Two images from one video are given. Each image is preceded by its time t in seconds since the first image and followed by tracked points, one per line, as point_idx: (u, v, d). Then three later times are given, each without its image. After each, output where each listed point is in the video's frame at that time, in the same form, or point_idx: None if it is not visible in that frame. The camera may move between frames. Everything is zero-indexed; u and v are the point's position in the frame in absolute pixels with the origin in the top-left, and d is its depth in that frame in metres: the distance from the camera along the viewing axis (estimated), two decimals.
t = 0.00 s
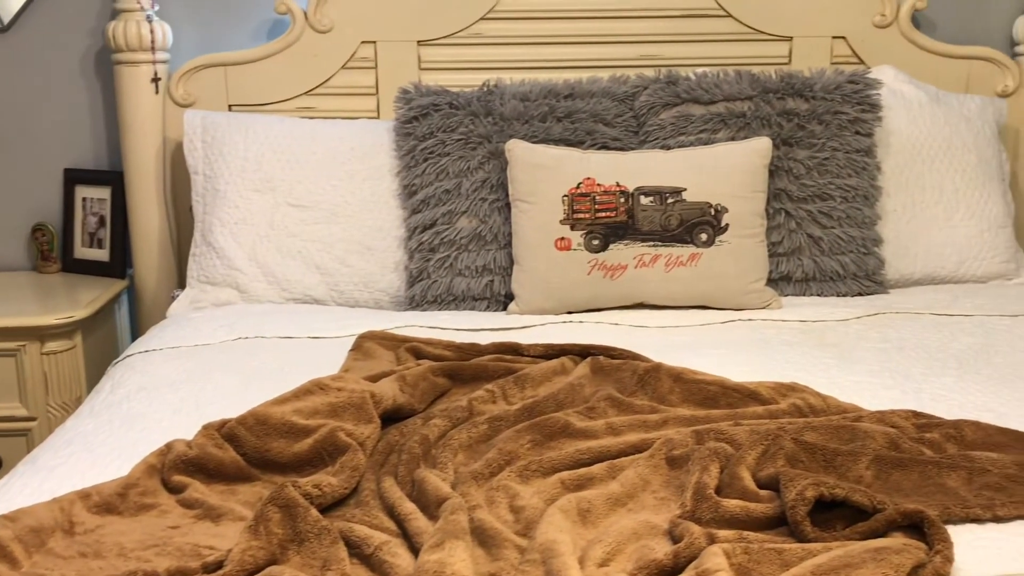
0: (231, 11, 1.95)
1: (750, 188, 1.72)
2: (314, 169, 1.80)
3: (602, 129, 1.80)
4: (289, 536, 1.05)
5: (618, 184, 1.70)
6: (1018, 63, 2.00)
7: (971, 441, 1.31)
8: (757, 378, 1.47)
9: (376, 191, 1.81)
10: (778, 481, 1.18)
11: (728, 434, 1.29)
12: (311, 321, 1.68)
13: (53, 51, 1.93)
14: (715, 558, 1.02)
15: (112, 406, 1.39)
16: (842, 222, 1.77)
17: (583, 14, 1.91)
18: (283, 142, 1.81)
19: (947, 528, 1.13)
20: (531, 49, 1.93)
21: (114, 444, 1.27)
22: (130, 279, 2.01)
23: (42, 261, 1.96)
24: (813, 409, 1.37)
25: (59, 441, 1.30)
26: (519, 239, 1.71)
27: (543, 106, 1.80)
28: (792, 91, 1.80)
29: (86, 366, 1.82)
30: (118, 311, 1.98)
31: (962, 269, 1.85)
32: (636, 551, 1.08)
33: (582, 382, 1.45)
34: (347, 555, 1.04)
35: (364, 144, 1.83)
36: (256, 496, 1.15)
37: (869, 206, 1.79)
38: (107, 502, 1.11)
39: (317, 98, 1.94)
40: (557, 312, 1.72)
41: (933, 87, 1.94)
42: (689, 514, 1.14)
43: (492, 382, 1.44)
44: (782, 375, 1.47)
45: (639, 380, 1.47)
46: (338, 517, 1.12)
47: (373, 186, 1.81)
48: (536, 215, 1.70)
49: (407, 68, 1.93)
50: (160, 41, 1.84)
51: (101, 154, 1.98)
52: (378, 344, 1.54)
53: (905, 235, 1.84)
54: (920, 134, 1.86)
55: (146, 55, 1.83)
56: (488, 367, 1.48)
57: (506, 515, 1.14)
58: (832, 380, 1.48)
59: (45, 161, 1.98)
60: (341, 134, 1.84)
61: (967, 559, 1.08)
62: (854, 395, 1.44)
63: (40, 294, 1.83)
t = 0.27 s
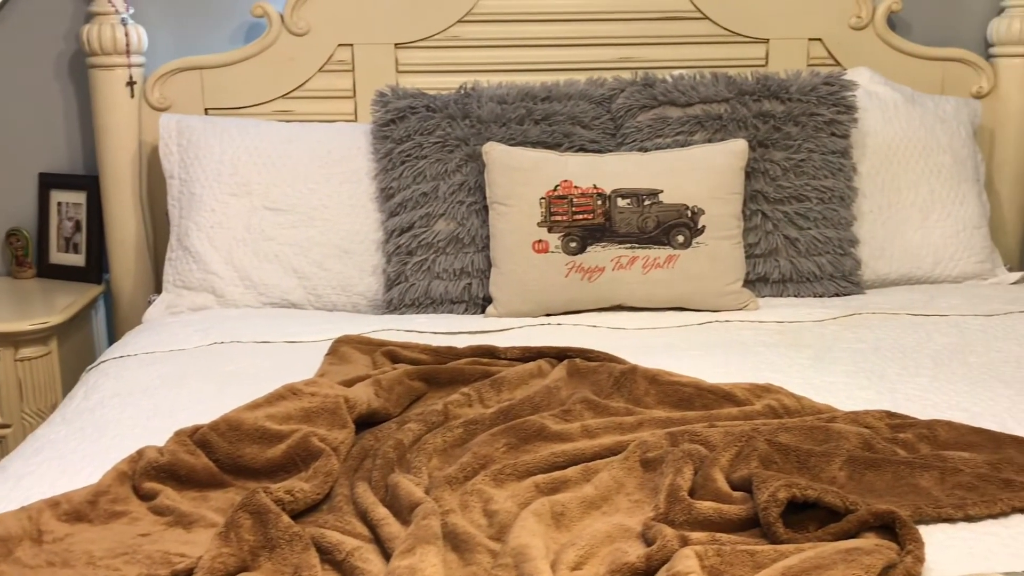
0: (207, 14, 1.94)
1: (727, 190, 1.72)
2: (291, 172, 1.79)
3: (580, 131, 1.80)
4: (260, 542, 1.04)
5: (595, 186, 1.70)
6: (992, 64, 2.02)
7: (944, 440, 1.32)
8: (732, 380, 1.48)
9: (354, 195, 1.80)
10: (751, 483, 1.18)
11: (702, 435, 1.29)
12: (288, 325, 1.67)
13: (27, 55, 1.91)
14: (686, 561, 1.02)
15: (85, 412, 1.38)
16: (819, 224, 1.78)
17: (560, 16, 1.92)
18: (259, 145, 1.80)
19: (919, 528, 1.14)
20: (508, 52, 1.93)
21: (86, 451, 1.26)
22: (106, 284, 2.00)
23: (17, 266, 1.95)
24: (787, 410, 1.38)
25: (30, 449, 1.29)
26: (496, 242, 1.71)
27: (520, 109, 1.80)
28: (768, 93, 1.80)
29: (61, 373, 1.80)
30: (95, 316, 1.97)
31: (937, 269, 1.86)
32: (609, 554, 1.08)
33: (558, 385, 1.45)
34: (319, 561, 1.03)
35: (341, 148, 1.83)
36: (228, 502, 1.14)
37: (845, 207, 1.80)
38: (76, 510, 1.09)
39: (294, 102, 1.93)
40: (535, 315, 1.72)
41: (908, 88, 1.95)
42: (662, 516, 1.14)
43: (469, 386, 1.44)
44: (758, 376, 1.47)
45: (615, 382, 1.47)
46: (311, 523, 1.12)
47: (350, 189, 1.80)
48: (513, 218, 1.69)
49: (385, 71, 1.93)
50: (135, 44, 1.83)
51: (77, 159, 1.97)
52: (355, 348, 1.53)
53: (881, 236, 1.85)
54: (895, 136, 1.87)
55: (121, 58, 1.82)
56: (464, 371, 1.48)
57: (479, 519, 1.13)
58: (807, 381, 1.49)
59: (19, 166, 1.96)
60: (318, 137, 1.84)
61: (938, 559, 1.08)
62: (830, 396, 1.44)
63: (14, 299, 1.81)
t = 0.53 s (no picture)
0: (184, 15, 1.93)
1: (704, 191, 1.73)
2: (268, 174, 1.79)
3: (558, 133, 1.80)
4: (232, 548, 1.03)
5: (573, 188, 1.70)
6: (969, 65, 2.03)
7: (919, 440, 1.32)
8: (708, 381, 1.48)
9: (331, 196, 1.80)
10: (725, 484, 1.18)
11: (678, 436, 1.29)
12: (265, 328, 1.67)
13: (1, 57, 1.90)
14: (659, 563, 1.02)
15: (58, 418, 1.37)
16: (796, 224, 1.79)
17: (538, 17, 1.92)
18: (236, 147, 1.80)
19: (892, 528, 1.14)
20: (486, 53, 1.93)
21: (58, 456, 1.25)
22: (82, 287, 1.98)
23: None
24: (763, 410, 1.38)
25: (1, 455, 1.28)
26: (474, 243, 1.71)
27: (498, 110, 1.80)
28: (745, 94, 1.81)
29: (36, 377, 1.79)
30: (71, 320, 1.95)
31: (914, 269, 1.87)
32: (583, 557, 1.08)
33: (536, 387, 1.45)
34: (291, 567, 1.02)
35: (319, 150, 1.82)
36: (201, 507, 1.13)
37: (823, 208, 1.81)
38: (46, 517, 1.08)
39: (272, 103, 1.93)
40: (514, 317, 1.72)
41: (885, 89, 1.96)
42: (637, 518, 1.14)
43: (445, 389, 1.44)
44: (734, 377, 1.48)
45: (593, 384, 1.47)
46: (284, 528, 1.11)
47: (328, 191, 1.80)
48: (491, 219, 1.69)
49: (362, 73, 1.92)
50: (111, 46, 1.82)
51: (52, 161, 1.96)
52: (331, 351, 1.53)
53: (858, 236, 1.85)
54: (872, 136, 1.88)
55: (96, 60, 1.81)
56: (441, 373, 1.48)
57: (455, 523, 1.13)
58: (783, 381, 1.49)
59: None
60: (295, 138, 1.83)
61: (911, 559, 1.08)
62: (806, 396, 1.45)
63: None
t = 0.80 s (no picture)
0: (160, 16, 1.92)
1: (681, 191, 1.73)
2: (244, 175, 1.78)
3: (535, 133, 1.80)
4: (201, 553, 1.03)
5: (551, 188, 1.70)
6: (945, 65, 2.05)
7: (891, 439, 1.33)
8: (684, 381, 1.48)
9: (308, 198, 1.79)
10: (697, 485, 1.18)
11: (651, 437, 1.30)
12: (242, 330, 1.66)
13: None
14: (630, 565, 1.02)
15: (29, 422, 1.36)
16: (772, 224, 1.79)
17: (516, 18, 1.92)
18: (212, 149, 1.79)
19: (863, 528, 1.14)
20: (463, 54, 1.93)
21: (28, 460, 1.24)
22: (57, 290, 1.97)
23: None
24: (737, 410, 1.39)
25: None
26: (452, 244, 1.71)
27: (475, 111, 1.80)
28: (722, 94, 1.81)
29: (10, 380, 1.77)
30: (46, 323, 1.94)
31: (890, 268, 1.88)
32: (555, 559, 1.08)
33: (511, 389, 1.45)
34: (261, 571, 1.02)
35: (295, 151, 1.82)
36: (171, 512, 1.13)
37: (799, 208, 1.81)
38: (13, 524, 1.07)
39: (248, 104, 1.92)
40: (491, 318, 1.72)
41: (861, 89, 1.97)
42: (609, 520, 1.14)
43: (421, 391, 1.43)
44: (708, 377, 1.49)
45: (568, 385, 1.47)
46: (255, 532, 1.11)
47: (305, 192, 1.79)
48: (468, 220, 1.69)
49: (340, 73, 1.92)
50: (85, 46, 1.81)
51: (27, 163, 1.95)
52: (306, 354, 1.52)
53: (835, 236, 1.86)
54: (849, 136, 1.89)
55: (70, 61, 1.80)
56: (417, 375, 1.47)
57: (428, 526, 1.12)
58: (758, 381, 1.49)
59: None
60: (272, 140, 1.82)
61: (881, 558, 1.09)
62: (781, 396, 1.45)
63: None
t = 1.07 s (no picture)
0: (133, 18, 1.91)
1: (656, 193, 1.73)
2: (218, 178, 1.77)
3: (511, 135, 1.80)
4: (166, 560, 1.02)
5: (525, 190, 1.70)
6: (918, 66, 2.06)
7: (861, 439, 1.33)
8: (657, 382, 1.48)
9: (282, 200, 1.79)
10: (666, 487, 1.18)
11: (622, 439, 1.30)
12: (215, 334, 1.65)
13: None
14: (597, 568, 1.02)
15: None
16: (747, 225, 1.80)
17: (491, 20, 1.93)
18: (185, 151, 1.78)
19: (831, 529, 1.14)
20: (439, 55, 1.93)
21: None
22: (30, 294, 1.95)
23: None
24: (708, 412, 1.39)
25: None
26: (426, 247, 1.70)
27: (450, 112, 1.80)
28: (696, 96, 1.82)
29: None
30: (19, 327, 1.92)
31: (865, 268, 1.89)
32: (524, 563, 1.07)
33: (484, 392, 1.45)
34: None
35: (269, 153, 1.81)
36: (137, 518, 1.12)
37: (773, 208, 1.82)
38: None
39: (223, 106, 1.91)
40: (467, 320, 1.72)
41: (835, 90, 1.98)
42: (578, 523, 1.13)
43: (393, 394, 1.43)
44: (681, 379, 1.49)
45: (542, 387, 1.47)
46: (223, 538, 1.10)
47: (279, 195, 1.78)
48: (443, 222, 1.69)
49: (315, 74, 1.91)
50: (57, 48, 1.80)
51: None
52: (279, 357, 1.52)
53: (809, 236, 1.87)
54: (823, 137, 1.89)
55: (42, 62, 1.79)
56: (390, 379, 1.47)
57: (397, 530, 1.12)
58: (732, 383, 1.49)
59: None
60: (245, 142, 1.82)
61: (849, 559, 1.08)
62: (754, 397, 1.45)
63: None
